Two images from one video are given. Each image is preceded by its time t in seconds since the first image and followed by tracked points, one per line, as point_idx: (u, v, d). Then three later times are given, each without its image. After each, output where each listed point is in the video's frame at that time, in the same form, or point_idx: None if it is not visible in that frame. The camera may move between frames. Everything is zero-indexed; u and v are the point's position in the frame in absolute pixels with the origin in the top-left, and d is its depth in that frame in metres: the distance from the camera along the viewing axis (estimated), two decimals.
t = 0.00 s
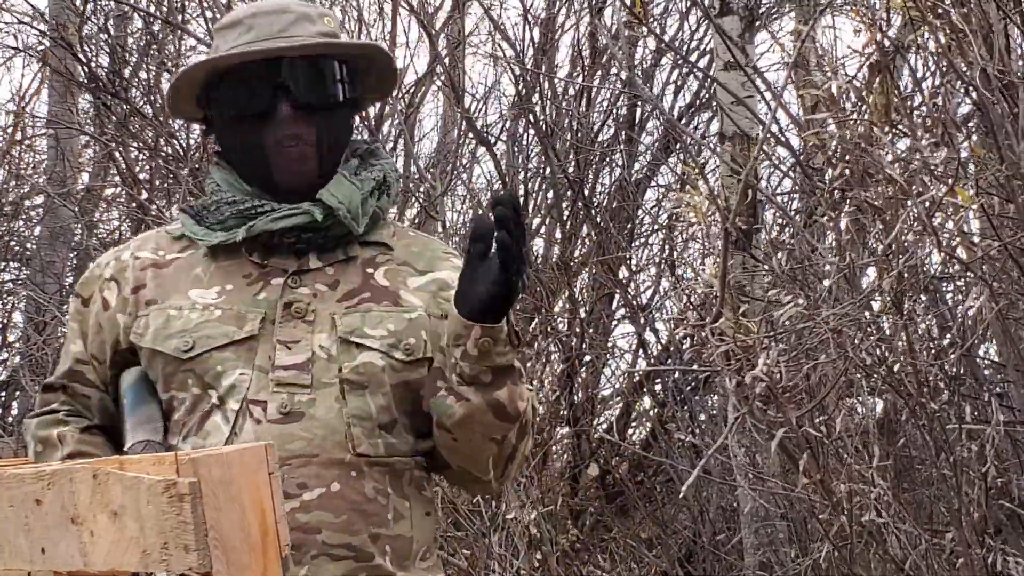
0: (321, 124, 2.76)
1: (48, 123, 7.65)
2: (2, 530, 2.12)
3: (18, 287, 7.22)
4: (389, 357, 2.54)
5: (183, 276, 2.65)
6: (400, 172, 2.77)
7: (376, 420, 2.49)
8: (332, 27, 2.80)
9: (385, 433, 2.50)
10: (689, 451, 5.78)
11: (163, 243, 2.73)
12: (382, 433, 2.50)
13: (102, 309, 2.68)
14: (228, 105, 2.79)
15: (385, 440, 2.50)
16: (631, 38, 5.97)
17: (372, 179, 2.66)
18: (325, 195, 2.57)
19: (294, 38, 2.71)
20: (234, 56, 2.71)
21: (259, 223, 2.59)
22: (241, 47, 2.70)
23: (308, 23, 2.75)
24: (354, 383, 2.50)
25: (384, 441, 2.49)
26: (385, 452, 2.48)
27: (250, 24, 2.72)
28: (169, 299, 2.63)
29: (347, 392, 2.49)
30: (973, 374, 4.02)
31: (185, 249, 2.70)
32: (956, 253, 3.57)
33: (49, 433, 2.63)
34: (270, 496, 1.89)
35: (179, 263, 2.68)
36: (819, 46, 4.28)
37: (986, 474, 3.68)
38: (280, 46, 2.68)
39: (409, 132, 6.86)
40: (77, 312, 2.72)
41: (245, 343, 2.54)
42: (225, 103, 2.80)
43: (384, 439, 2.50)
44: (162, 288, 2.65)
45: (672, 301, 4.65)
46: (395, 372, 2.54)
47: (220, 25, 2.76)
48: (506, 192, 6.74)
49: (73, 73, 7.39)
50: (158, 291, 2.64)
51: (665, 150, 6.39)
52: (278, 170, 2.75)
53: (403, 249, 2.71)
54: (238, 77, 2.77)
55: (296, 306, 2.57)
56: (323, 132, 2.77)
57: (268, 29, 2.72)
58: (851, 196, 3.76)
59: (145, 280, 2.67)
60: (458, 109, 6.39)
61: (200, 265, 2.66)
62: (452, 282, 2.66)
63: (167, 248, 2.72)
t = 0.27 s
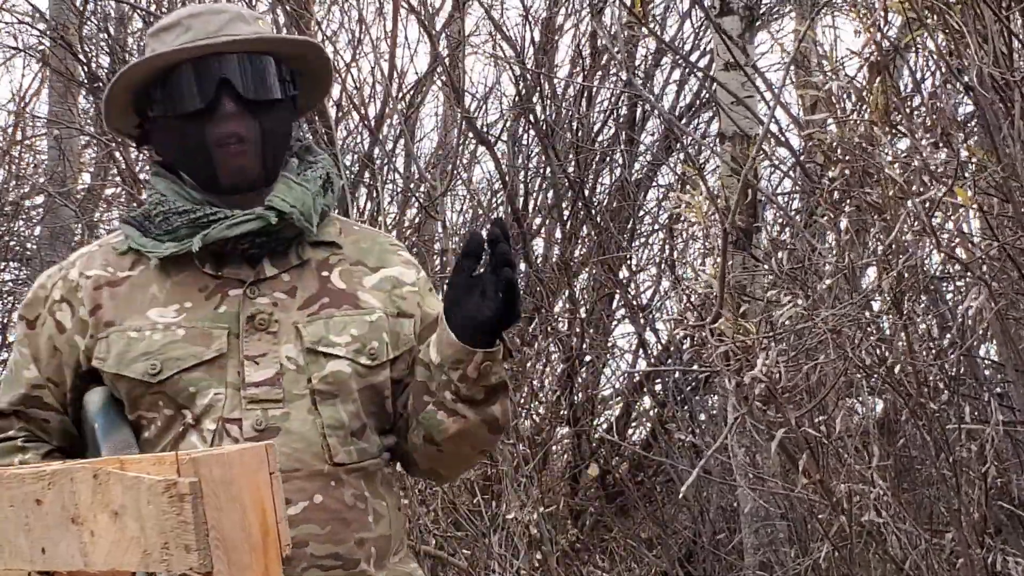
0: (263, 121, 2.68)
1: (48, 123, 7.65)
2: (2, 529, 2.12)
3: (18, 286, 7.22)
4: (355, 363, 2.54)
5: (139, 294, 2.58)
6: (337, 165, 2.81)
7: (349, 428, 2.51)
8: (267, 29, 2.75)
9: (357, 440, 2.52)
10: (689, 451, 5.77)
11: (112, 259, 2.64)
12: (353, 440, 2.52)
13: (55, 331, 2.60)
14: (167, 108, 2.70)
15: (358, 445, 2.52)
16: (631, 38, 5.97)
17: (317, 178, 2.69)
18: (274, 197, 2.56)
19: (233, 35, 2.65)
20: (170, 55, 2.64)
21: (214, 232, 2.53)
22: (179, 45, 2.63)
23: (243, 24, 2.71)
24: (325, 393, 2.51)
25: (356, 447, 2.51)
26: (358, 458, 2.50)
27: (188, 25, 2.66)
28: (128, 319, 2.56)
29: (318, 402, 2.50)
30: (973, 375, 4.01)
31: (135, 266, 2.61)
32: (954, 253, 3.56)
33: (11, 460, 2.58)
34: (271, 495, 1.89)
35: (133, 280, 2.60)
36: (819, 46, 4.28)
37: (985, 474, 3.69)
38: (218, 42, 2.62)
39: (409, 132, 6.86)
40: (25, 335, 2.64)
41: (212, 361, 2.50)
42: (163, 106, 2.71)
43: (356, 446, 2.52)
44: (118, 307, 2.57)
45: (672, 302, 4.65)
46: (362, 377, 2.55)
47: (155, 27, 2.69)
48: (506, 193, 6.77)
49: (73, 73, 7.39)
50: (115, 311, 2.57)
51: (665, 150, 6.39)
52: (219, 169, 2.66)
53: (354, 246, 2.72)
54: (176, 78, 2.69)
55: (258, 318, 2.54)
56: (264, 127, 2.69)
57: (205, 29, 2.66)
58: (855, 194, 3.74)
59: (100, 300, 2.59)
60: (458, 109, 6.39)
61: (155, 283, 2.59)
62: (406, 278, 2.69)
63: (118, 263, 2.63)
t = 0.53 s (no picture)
0: (263, 127, 2.68)
1: (48, 123, 7.66)
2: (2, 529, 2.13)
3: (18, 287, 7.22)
4: (350, 358, 2.54)
5: (129, 302, 2.57)
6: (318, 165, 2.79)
7: (350, 422, 2.51)
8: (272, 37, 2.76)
9: (359, 434, 2.52)
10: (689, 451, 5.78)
11: (100, 269, 2.63)
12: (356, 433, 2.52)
13: (46, 344, 2.59)
14: (167, 109, 2.70)
15: (360, 439, 2.52)
16: (631, 39, 5.97)
17: (303, 178, 2.69)
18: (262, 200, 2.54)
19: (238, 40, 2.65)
20: (174, 56, 2.63)
21: (202, 237, 2.51)
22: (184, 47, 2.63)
23: (248, 30, 2.71)
24: (322, 390, 2.50)
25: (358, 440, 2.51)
26: (361, 452, 2.50)
27: (194, 28, 2.66)
28: (119, 327, 2.55)
29: (317, 399, 2.49)
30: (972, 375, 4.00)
31: (123, 275, 2.61)
32: (954, 253, 3.57)
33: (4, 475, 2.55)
34: (272, 496, 1.89)
35: (122, 289, 2.59)
36: (819, 47, 4.28)
37: (986, 474, 3.71)
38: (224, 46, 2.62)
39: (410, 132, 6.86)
40: (14, 350, 2.62)
41: (209, 363, 2.50)
42: (163, 106, 2.70)
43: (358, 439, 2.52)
44: (109, 317, 2.57)
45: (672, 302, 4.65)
46: (358, 372, 2.55)
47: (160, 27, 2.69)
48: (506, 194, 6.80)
49: (73, 73, 7.40)
50: (107, 321, 2.57)
51: (665, 150, 6.40)
52: (216, 172, 2.66)
53: (339, 243, 2.71)
54: (178, 80, 2.68)
55: (250, 320, 2.53)
56: (264, 134, 2.69)
57: (212, 33, 2.66)
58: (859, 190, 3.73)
59: (91, 311, 2.58)
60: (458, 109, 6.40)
61: (145, 290, 2.58)
62: (393, 273, 2.69)
63: (106, 274, 2.63)
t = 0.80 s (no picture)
0: (272, 132, 2.69)
1: (48, 124, 7.67)
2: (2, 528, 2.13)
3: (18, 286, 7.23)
4: (353, 365, 2.58)
5: (134, 306, 2.59)
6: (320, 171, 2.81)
7: (352, 430, 2.54)
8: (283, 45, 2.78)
9: (362, 441, 2.55)
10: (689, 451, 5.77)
11: (105, 271, 2.65)
12: (360, 441, 2.55)
13: (50, 345, 2.58)
14: (176, 111, 2.70)
15: (362, 447, 2.55)
16: (631, 39, 5.96)
17: (308, 184, 2.70)
18: (271, 206, 2.55)
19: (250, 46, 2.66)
20: (186, 59, 2.64)
21: (209, 242, 2.54)
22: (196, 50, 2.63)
23: (258, 36, 2.72)
24: (326, 397, 2.54)
25: (362, 448, 2.55)
26: (362, 459, 2.53)
27: (207, 32, 2.67)
28: (125, 331, 2.57)
29: (321, 407, 2.53)
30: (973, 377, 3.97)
31: (129, 283, 2.62)
32: (954, 253, 3.57)
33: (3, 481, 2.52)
34: (272, 496, 1.86)
35: (128, 295, 2.61)
36: (819, 46, 4.28)
37: (986, 475, 3.72)
38: (237, 50, 2.63)
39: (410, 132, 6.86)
40: (15, 352, 2.60)
41: (215, 369, 2.53)
42: (173, 109, 2.70)
43: (362, 447, 2.55)
44: (115, 320, 2.58)
45: (672, 302, 4.64)
46: (361, 380, 2.59)
47: (171, 30, 2.69)
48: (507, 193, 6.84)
49: (73, 73, 7.40)
50: (113, 324, 2.58)
51: (665, 150, 6.39)
52: (225, 174, 2.66)
53: (340, 250, 2.76)
54: (188, 82, 2.68)
55: (255, 326, 2.57)
56: (275, 141, 2.70)
57: (224, 38, 2.67)
58: (857, 194, 3.75)
59: (96, 314, 2.59)
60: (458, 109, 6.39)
61: (151, 293, 2.60)
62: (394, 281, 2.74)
63: (111, 277, 2.64)
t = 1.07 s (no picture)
0: (282, 147, 2.74)
1: (48, 123, 7.67)
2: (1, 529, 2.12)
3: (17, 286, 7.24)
4: (349, 369, 2.61)
5: (131, 307, 2.58)
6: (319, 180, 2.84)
7: (347, 434, 2.56)
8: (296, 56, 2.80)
9: (356, 447, 2.58)
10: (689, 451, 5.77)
11: (102, 272, 2.63)
12: (353, 446, 2.58)
13: (45, 345, 2.57)
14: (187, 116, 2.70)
15: (355, 452, 2.58)
16: (631, 38, 5.97)
17: (309, 191, 2.75)
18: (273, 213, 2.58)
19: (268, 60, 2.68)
20: (203, 67, 2.63)
21: (209, 245, 2.54)
22: (216, 60, 2.63)
23: (273, 48, 2.74)
24: (322, 401, 2.56)
25: (355, 453, 2.58)
26: (355, 463, 2.56)
27: (223, 39, 2.66)
28: (122, 332, 2.55)
29: (317, 411, 2.55)
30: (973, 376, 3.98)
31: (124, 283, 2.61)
32: (955, 253, 3.57)
33: None
34: (271, 497, 1.88)
35: (124, 295, 2.59)
36: (819, 46, 4.28)
37: (987, 474, 3.72)
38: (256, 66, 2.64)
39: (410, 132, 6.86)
40: (10, 351, 2.59)
41: (213, 371, 2.54)
42: (184, 113, 2.71)
43: (355, 452, 2.58)
44: (111, 321, 2.57)
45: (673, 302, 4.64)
46: (355, 384, 2.63)
47: (185, 32, 2.67)
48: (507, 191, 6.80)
49: (73, 72, 7.40)
50: (109, 324, 2.56)
51: (666, 149, 6.39)
52: (234, 185, 2.70)
53: (337, 253, 2.78)
54: (201, 89, 2.69)
55: (252, 328, 2.58)
56: (280, 157, 2.74)
57: (241, 47, 2.67)
58: (857, 193, 3.75)
59: (91, 315, 2.58)
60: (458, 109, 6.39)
61: (148, 295, 2.59)
62: (390, 287, 2.79)
63: (108, 278, 2.63)
